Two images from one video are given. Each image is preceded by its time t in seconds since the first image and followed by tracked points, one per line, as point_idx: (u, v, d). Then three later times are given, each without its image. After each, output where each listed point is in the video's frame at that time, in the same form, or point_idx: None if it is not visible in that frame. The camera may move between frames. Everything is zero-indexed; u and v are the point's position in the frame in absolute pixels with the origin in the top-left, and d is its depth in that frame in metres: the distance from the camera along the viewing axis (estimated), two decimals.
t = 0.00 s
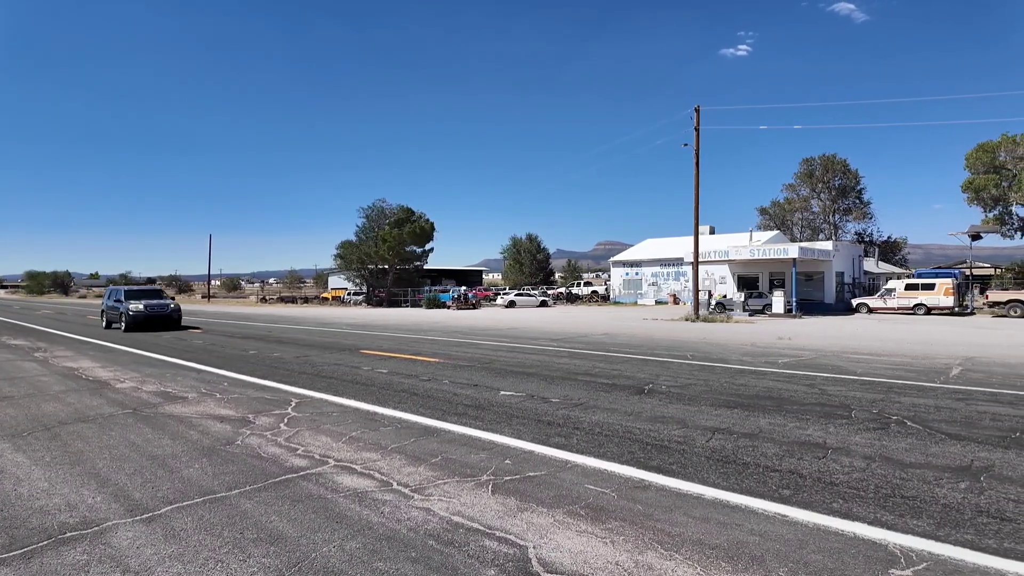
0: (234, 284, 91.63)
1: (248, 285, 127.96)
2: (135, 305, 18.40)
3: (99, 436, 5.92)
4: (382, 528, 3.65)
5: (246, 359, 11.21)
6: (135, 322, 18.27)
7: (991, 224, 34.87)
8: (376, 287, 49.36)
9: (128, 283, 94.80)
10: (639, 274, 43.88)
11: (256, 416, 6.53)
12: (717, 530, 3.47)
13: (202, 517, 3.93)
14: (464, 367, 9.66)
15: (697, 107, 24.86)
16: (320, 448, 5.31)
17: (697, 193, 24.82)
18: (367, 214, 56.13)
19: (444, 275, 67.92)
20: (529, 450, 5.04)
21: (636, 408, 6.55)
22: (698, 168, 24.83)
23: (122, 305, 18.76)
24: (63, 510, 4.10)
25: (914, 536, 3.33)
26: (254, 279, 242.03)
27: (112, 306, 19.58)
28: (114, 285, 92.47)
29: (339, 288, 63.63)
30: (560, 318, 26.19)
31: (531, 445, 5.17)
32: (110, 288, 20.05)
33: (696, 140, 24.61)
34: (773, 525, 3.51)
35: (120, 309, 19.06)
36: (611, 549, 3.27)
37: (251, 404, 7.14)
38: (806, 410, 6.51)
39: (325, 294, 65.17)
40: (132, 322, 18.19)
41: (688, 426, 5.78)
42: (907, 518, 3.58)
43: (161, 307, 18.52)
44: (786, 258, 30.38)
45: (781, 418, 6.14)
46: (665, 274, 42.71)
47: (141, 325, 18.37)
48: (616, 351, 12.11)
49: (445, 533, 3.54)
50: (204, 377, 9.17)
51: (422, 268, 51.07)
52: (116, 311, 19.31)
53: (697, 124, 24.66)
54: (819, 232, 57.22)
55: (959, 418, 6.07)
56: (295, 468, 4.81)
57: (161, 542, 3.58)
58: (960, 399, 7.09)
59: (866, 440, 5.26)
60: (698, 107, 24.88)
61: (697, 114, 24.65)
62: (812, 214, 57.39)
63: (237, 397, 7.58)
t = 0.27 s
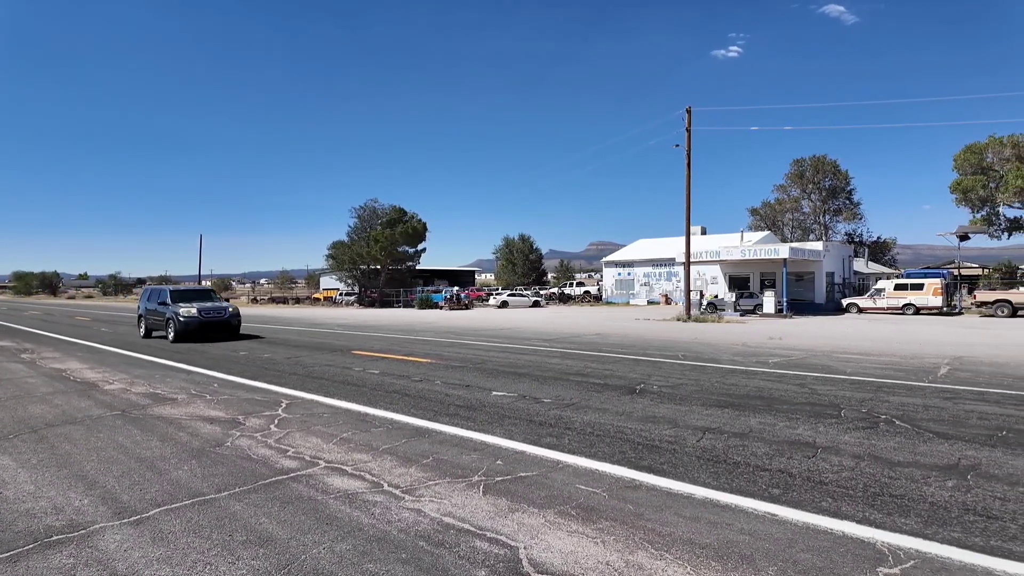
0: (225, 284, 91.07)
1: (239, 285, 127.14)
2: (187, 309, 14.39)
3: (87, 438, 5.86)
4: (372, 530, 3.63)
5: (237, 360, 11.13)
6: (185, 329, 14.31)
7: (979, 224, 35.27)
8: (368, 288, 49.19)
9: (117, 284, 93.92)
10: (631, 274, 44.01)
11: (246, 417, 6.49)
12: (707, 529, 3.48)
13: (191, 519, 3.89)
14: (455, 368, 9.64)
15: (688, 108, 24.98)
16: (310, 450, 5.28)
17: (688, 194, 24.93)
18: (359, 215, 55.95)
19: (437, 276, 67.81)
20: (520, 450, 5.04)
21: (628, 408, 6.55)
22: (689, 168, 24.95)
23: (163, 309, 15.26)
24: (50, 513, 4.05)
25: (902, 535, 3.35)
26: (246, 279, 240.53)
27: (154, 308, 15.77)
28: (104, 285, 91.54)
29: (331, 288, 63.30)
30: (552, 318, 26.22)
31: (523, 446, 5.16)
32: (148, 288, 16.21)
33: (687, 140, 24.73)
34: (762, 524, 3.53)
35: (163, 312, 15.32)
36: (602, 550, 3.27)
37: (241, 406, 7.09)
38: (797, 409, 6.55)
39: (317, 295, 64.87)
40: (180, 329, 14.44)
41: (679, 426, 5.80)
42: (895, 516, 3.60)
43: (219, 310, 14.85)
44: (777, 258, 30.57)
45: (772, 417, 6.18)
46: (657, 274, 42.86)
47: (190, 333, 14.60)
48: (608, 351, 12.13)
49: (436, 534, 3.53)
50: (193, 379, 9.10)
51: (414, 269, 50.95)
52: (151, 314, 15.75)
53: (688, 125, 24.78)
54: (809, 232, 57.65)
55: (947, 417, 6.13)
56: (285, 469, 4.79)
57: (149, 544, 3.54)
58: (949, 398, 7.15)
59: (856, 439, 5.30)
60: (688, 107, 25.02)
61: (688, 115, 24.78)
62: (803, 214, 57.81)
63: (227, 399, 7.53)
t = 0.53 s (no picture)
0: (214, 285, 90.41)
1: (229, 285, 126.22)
2: (289, 317, 10.87)
3: (73, 440, 5.79)
4: (361, 531, 3.62)
5: (225, 361, 11.06)
6: (278, 343, 10.75)
7: (964, 226, 35.75)
8: (359, 288, 49.01)
9: (104, 284, 92.91)
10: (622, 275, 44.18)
11: (235, 419, 6.44)
12: (695, 528, 3.51)
13: (178, 521, 3.86)
14: (446, 368, 9.64)
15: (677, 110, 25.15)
16: (299, 451, 5.25)
17: (678, 195, 25.08)
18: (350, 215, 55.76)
19: (428, 276, 67.70)
20: (510, 450, 5.04)
21: (617, 408, 6.58)
22: (679, 169, 25.11)
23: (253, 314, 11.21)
24: (34, 517, 4.00)
25: (887, 533, 3.39)
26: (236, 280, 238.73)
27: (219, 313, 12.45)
28: (90, 286, 90.47)
29: (322, 289, 63.01)
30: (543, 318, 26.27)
31: (512, 446, 5.17)
32: (217, 285, 12.65)
33: (677, 142, 24.88)
34: (749, 522, 3.56)
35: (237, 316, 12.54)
36: (590, 549, 3.29)
37: (229, 407, 7.04)
38: (784, 409, 6.61)
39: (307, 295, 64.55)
40: (271, 344, 10.89)
41: (668, 425, 5.83)
42: (879, 514, 3.65)
43: (318, 318, 11.26)
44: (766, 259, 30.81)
45: (760, 417, 6.23)
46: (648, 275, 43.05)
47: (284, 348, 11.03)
48: (598, 351, 12.17)
49: (425, 535, 3.53)
50: (181, 380, 9.02)
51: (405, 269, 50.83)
52: (263, 326, 10.98)
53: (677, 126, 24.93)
54: (797, 233, 58.13)
55: (932, 416, 6.21)
56: (274, 470, 4.76)
57: (136, 547, 3.51)
58: (934, 397, 7.25)
59: (842, 438, 5.36)
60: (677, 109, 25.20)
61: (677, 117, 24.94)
62: (791, 215, 58.31)
63: (216, 400, 7.47)
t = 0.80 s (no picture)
0: (202, 285, 89.61)
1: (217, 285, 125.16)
2: (482, 329, 7.57)
3: (59, 443, 5.73)
4: (351, 532, 3.62)
5: (213, 362, 10.97)
6: (468, 370, 7.48)
7: (948, 227, 36.27)
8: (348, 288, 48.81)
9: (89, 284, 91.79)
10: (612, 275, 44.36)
11: (223, 420, 6.40)
12: (683, 527, 3.54)
13: (166, 524, 3.83)
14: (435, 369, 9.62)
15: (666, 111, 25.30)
16: (289, 452, 5.23)
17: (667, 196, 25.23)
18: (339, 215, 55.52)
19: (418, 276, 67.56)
20: (500, 451, 5.06)
21: (607, 409, 6.61)
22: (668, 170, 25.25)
23: (409, 310, 8.10)
24: (19, 520, 3.95)
25: (871, 530, 3.44)
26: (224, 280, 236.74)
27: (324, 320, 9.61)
28: (75, 286, 89.18)
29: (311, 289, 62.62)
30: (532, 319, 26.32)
31: (502, 446, 5.19)
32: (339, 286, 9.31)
33: (666, 143, 25.02)
34: (736, 521, 3.59)
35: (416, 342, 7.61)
36: (579, 548, 3.31)
37: (218, 408, 7.00)
38: (772, 409, 6.68)
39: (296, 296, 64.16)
40: (457, 371, 7.48)
41: (657, 425, 5.87)
42: (864, 512, 3.70)
43: (511, 328, 7.96)
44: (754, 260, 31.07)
45: (748, 416, 6.29)
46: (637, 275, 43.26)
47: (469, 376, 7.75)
48: (588, 351, 12.21)
49: (415, 535, 3.53)
50: (168, 381, 8.95)
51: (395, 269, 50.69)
52: (444, 346, 7.50)
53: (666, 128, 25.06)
54: (785, 233, 58.62)
55: (916, 415, 6.30)
56: (263, 472, 4.74)
57: (123, 550, 3.48)
58: (918, 396, 7.35)
59: (828, 437, 5.42)
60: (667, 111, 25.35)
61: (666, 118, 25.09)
62: (779, 216, 58.80)
63: (204, 402, 7.41)
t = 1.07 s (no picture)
0: (190, 285, 88.73)
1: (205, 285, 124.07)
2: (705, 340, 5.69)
3: (42, 444, 5.63)
4: (340, 533, 3.59)
5: (201, 363, 10.86)
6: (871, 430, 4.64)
7: (934, 227, 36.73)
8: (338, 288, 48.55)
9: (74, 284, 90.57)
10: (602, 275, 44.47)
11: (211, 421, 6.33)
12: (673, 526, 3.54)
13: (152, 526, 3.78)
14: (426, 369, 9.59)
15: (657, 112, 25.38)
16: (277, 453, 5.19)
17: (658, 196, 25.32)
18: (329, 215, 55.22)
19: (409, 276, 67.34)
20: (490, 451, 5.04)
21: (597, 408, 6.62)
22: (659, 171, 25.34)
23: (828, 324, 4.81)
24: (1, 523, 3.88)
25: (859, 528, 3.47)
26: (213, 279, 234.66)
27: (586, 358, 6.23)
28: (60, 286, 87.98)
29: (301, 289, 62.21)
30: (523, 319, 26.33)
31: (492, 446, 5.18)
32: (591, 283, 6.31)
33: (657, 144, 25.09)
34: (726, 520, 3.61)
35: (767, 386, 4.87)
36: (569, 548, 3.30)
37: (205, 409, 6.92)
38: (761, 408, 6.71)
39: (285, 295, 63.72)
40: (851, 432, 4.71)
41: (647, 425, 5.88)
42: (852, 510, 3.73)
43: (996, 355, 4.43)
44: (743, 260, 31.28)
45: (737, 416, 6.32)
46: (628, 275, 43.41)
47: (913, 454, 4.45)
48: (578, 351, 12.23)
49: (405, 536, 3.51)
50: (155, 382, 8.84)
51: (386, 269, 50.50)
52: (645, 361, 5.65)
53: (657, 128, 25.15)
54: (774, 233, 59.03)
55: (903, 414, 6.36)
56: (251, 473, 4.69)
57: (108, 552, 3.43)
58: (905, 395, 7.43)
59: (817, 436, 5.46)
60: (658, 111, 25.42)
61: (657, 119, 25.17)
62: (768, 216, 59.24)
63: (192, 402, 7.33)
